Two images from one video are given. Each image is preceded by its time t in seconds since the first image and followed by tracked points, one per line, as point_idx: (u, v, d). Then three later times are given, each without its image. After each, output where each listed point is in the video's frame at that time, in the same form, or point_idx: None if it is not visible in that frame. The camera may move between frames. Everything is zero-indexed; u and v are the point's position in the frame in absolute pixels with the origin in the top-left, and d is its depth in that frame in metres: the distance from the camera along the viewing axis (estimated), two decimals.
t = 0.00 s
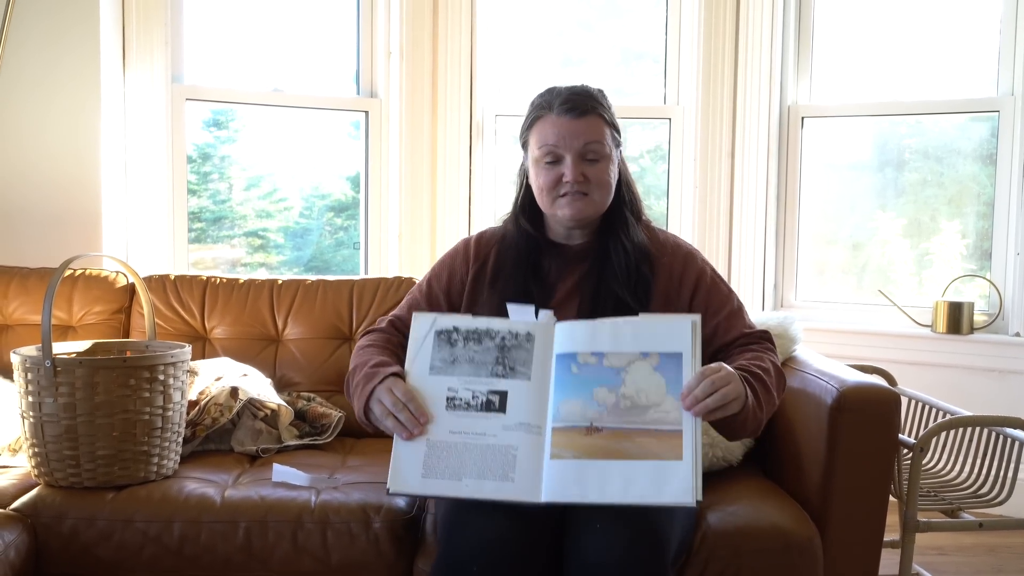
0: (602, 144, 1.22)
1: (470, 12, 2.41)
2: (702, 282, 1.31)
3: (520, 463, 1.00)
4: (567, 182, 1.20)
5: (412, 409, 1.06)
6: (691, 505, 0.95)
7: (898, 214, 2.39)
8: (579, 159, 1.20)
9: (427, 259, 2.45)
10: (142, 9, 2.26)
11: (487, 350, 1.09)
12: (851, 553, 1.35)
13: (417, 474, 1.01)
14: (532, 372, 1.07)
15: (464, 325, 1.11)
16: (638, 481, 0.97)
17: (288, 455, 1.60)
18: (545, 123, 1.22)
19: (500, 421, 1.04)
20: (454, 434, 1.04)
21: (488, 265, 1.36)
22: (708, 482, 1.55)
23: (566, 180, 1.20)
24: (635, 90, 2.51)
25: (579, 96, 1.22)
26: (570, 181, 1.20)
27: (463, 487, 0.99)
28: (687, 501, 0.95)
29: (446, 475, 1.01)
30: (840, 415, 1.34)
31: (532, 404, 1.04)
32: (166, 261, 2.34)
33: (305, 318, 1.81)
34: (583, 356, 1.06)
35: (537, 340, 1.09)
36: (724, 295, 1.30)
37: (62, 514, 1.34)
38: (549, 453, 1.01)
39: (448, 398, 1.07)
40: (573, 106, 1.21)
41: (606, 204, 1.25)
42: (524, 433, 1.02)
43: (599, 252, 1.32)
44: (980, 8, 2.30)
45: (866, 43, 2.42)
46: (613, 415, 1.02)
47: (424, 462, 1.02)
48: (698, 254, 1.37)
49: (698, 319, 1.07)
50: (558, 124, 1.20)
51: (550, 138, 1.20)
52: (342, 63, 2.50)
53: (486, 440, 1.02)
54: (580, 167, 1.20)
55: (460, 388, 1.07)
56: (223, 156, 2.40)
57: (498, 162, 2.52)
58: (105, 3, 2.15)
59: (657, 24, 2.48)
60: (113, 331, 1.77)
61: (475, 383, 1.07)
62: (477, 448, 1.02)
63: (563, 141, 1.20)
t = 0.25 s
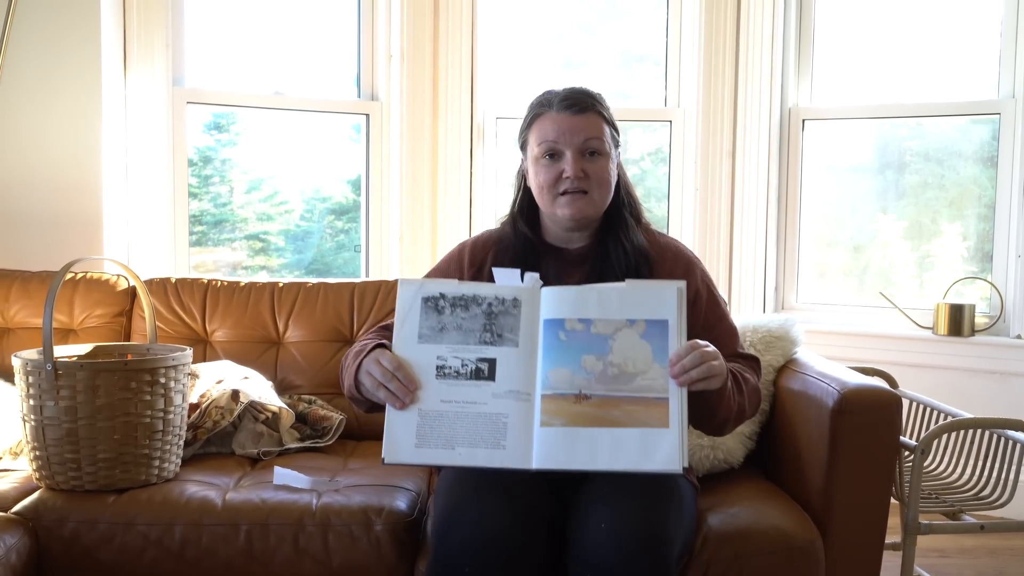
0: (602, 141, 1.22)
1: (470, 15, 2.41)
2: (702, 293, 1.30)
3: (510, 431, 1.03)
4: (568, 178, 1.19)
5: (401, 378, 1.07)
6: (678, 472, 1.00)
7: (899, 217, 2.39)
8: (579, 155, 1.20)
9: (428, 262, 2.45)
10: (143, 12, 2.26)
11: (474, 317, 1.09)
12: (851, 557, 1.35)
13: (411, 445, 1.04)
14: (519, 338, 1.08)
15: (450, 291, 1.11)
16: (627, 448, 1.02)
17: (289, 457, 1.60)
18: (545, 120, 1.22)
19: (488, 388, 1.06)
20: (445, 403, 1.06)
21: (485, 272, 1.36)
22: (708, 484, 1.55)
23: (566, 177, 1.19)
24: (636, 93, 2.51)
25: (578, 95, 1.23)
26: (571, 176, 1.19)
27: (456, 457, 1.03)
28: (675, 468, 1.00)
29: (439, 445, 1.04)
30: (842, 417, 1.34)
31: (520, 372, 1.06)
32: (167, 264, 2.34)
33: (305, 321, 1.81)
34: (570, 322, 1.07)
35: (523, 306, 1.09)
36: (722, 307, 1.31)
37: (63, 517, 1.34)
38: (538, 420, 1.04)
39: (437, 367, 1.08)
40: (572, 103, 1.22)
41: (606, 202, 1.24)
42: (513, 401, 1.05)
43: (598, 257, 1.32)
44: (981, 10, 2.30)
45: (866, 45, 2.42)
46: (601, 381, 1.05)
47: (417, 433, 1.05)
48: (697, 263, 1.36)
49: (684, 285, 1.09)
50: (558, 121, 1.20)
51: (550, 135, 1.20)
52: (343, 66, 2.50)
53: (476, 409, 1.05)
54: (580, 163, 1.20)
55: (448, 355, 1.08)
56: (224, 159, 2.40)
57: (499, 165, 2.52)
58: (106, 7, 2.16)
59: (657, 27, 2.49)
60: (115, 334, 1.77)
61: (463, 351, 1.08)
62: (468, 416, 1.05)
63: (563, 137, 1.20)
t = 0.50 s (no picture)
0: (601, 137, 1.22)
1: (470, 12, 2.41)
2: (699, 292, 1.28)
3: (492, 406, 1.08)
4: (568, 175, 1.19)
5: (379, 356, 1.10)
6: (659, 438, 1.05)
7: (898, 213, 2.39)
8: (579, 151, 1.20)
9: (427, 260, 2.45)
10: (142, 10, 2.26)
11: (449, 291, 1.10)
12: (851, 556, 1.35)
13: (397, 423, 1.09)
14: (496, 310, 1.10)
15: (423, 265, 1.12)
16: (608, 419, 1.06)
17: (289, 454, 1.60)
18: (545, 115, 1.22)
19: (467, 362, 1.09)
20: (426, 380, 1.09)
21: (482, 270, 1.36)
22: (709, 480, 1.55)
23: (566, 173, 1.19)
24: (636, 89, 2.51)
25: (578, 90, 1.23)
26: (571, 173, 1.19)
27: (440, 433, 1.08)
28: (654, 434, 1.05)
29: (424, 422, 1.08)
30: (842, 413, 1.35)
31: (499, 344, 1.09)
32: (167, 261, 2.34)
33: (305, 318, 1.81)
34: (546, 291, 1.09)
35: (497, 276, 1.10)
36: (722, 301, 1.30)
37: (64, 515, 1.34)
38: (519, 392, 1.08)
39: (415, 344, 1.10)
40: (572, 99, 1.21)
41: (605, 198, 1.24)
42: (493, 374, 1.08)
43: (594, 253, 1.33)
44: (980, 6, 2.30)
45: (866, 41, 2.42)
46: (580, 350, 1.08)
47: (402, 411, 1.09)
48: (698, 258, 1.34)
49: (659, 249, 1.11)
50: (558, 117, 1.20)
51: (549, 131, 1.20)
52: (342, 63, 2.50)
53: (458, 384, 1.08)
54: (580, 159, 1.20)
55: (425, 331, 1.10)
56: (224, 156, 2.40)
57: (499, 162, 2.52)
58: (106, 5, 2.15)
59: (657, 24, 2.49)
60: (114, 332, 1.77)
61: (440, 327, 1.10)
62: (450, 392, 1.09)
63: (563, 133, 1.20)
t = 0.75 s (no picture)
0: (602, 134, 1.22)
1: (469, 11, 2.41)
2: (698, 288, 1.28)
3: (475, 394, 1.09)
4: (569, 173, 1.19)
5: (362, 347, 1.11)
6: (644, 422, 1.06)
7: (899, 211, 2.39)
8: (580, 149, 1.20)
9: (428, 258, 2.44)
10: (142, 9, 2.25)
11: (430, 280, 1.11)
12: (852, 555, 1.35)
13: (383, 412, 1.10)
14: (477, 298, 1.10)
15: (404, 254, 1.12)
16: (592, 404, 1.07)
17: (290, 453, 1.60)
18: (545, 113, 1.21)
19: (450, 351, 1.10)
20: (410, 369, 1.10)
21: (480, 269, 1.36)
22: (710, 479, 1.55)
23: (567, 172, 1.19)
24: (636, 87, 2.50)
25: (577, 87, 1.22)
26: (572, 171, 1.19)
27: (426, 421, 1.10)
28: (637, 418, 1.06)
29: (409, 411, 1.10)
30: (843, 411, 1.35)
31: (481, 332, 1.10)
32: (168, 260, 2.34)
33: (306, 317, 1.81)
34: (527, 279, 1.09)
35: (477, 264, 1.11)
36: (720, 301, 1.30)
37: (65, 514, 1.34)
38: (503, 380, 1.09)
39: (398, 334, 1.11)
40: (571, 96, 1.21)
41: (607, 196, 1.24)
42: (476, 362, 1.10)
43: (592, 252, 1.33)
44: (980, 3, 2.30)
45: (866, 39, 2.42)
46: (563, 336, 1.09)
47: (388, 400, 1.11)
48: (698, 254, 1.34)
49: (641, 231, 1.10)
50: (558, 114, 1.20)
51: (549, 129, 1.20)
52: (342, 62, 2.50)
53: (442, 373, 1.10)
54: (580, 158, 1.19)
55: (407, 320, 1.11)
56: (223, 155, 2.40)
57: (499, 160, 2.52)
58: (105, 4, 2.15)
59: (656, 22, 2.49)
60: (115, 331, 1.77)
61: (422, 316, 1.11)
62: (434, 381, 1.10)
63: (563, 131, 1.19)
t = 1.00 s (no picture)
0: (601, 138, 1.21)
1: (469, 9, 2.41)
2: (702, 286, 1.28)
3: (447, 402, 1.08)
4: (567, 178, 1.19)
5: (332, 356, 1.10)
6: (613, 427, 1.06)
7: (899, 208, 2.39)
8: (579, 154, 1.19)
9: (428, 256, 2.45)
10: (141, 8, 2.25)
11: (401, 288, 1.10)
12: (852, 552, 1.36)
13: (354, 421, 1.09)
14: (448, 306, 1.09)
15: (374, 263, 1.11)
16: (563, 410, 1.07)
17: (290, 451, 1.60)
18: (543, 117, 1.21)
19: (422, 360, 1.09)
20: (382, 378, 1.09)
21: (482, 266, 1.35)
22: (711, 476, 1.55)
23: (565, 178, 1.19)
24: (636, 85, 2.50)
25: (577, 90, 1.21)
26: (570, 177, 1.19)
27: (398, 430, 1.08)
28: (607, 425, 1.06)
29: (381, 419, 1.09)
30: (842, 409, 1.35)
31: (453, 340, 1.09)
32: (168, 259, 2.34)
33: (306, 315, 1.81)
34: (494, 288, 1.09)
35: (449, 273, 1.10)
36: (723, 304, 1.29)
37: (65, 513, 1.34)
38: (474, 388, 1.08)
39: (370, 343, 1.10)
40: (571, 100, 1.20)
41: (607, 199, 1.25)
42: (448, 371, 1.09)
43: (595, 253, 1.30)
44: None
45: (866, 36, 2.42)
46: (532, 343, 1.08)
47: (358, 409, 1.09)
48: (701, 255, 1.34)
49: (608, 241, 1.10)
50: (556, 120, 1.19)
51: (547, 134, 1.19)
52: (342, 60, 2.50)
53: (413, 381, 1.09)
54: (578, 163, 1.19)
55: (379, 330, 1.10)
56: (223, 154, 2.40)
57: (499, 158, 2.51)
58: (105, 3, 2.15)
59: (656, 20, 2.48)
60: (115, 330, 1.77)
61: (394, 325, 1.10)
62: (406, 389, 1.09)
63: (561, 137, 1.19)
